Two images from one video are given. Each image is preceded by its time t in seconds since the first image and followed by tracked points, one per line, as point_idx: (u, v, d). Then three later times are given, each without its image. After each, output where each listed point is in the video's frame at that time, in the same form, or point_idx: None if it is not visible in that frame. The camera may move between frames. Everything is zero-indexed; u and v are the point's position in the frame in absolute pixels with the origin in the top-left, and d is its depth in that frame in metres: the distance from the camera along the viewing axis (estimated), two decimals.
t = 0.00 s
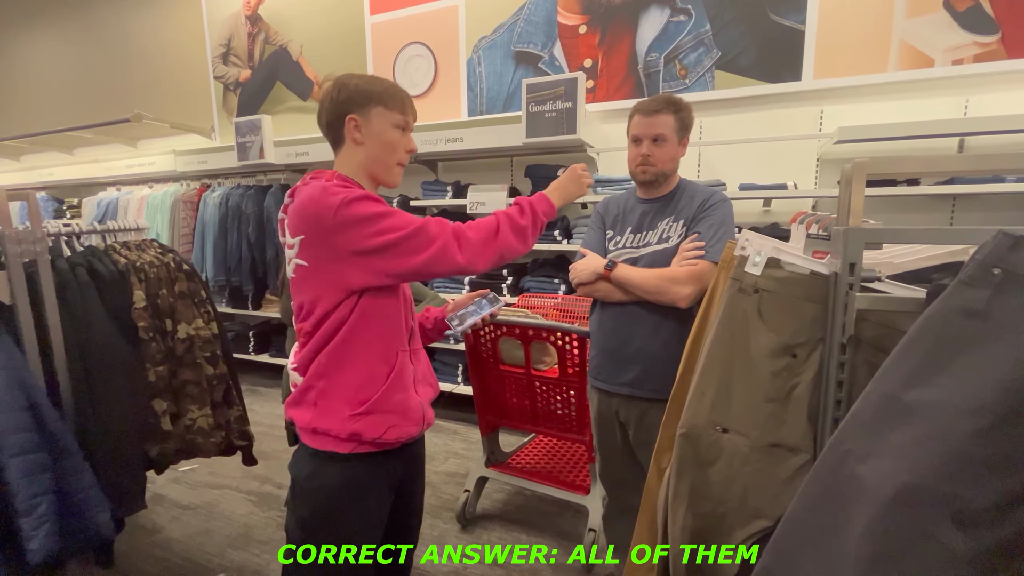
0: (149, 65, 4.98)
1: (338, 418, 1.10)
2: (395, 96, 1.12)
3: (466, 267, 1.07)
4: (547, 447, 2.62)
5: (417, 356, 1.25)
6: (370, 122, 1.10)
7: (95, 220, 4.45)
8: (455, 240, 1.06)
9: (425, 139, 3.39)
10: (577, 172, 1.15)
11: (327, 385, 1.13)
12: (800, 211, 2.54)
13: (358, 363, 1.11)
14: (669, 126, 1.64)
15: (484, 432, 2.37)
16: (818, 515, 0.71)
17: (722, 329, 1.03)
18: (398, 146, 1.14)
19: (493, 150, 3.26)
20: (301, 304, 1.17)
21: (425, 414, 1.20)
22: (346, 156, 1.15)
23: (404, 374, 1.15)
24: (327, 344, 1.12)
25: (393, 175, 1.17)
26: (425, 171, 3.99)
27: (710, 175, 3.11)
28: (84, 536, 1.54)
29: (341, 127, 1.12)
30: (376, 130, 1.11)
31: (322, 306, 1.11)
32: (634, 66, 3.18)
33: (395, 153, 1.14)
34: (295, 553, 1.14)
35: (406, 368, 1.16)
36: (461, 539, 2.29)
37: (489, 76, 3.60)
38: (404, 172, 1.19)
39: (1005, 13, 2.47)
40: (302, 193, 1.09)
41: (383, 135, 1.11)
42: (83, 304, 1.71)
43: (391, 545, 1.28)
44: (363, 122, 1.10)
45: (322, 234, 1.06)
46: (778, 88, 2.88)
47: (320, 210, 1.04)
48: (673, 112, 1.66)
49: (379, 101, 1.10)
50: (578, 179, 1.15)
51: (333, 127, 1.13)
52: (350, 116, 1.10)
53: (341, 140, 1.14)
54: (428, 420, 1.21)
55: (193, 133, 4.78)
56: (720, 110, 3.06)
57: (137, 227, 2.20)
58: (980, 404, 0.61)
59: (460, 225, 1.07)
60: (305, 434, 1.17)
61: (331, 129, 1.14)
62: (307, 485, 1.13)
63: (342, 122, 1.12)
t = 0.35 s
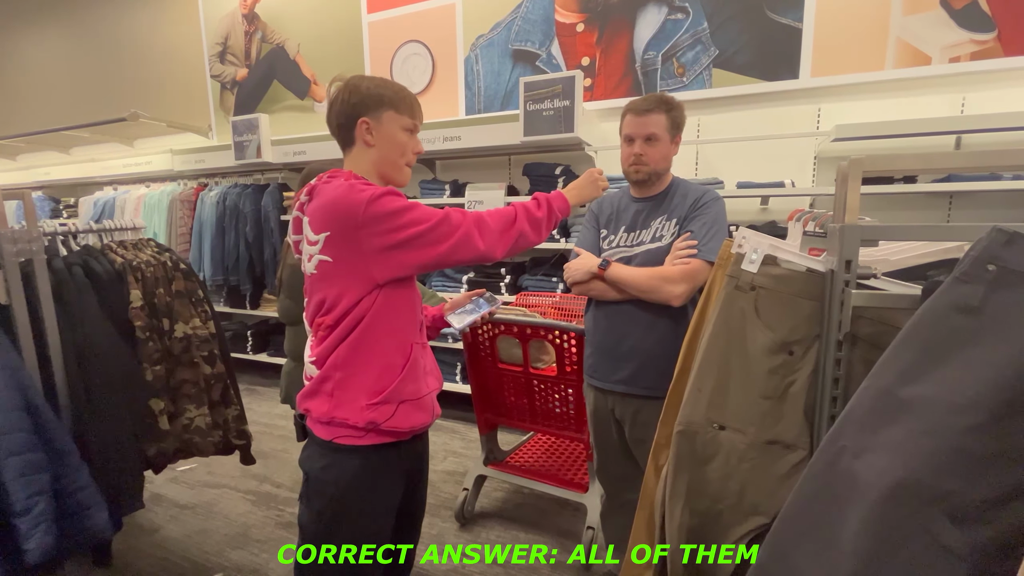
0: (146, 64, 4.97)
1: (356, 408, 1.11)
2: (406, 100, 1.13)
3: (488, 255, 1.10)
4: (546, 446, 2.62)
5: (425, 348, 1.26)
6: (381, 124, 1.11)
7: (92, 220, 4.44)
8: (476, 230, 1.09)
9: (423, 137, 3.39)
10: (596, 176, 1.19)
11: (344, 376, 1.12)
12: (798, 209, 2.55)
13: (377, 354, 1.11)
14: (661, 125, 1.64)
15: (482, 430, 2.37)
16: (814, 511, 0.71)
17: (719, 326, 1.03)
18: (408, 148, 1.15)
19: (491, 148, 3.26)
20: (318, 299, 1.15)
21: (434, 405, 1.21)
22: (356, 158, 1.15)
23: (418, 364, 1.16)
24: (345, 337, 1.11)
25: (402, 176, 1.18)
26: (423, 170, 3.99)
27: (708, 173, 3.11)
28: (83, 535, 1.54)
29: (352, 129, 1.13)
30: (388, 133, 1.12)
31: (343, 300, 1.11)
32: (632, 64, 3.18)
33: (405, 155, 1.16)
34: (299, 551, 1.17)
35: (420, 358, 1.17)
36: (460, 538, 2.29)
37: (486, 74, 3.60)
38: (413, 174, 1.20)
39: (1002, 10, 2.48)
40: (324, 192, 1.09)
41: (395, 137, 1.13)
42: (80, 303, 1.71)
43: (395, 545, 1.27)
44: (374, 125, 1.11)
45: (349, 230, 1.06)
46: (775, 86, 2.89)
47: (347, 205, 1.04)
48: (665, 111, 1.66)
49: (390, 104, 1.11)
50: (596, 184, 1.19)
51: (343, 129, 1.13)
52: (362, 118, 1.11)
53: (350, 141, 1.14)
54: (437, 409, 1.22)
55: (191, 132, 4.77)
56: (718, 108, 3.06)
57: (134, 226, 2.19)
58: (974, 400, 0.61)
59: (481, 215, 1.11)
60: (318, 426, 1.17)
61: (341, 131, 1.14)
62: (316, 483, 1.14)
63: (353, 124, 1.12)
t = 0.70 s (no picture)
0: (143, 65, 4.97)
1: (356, 407, 1.11)
2: (407, 102, 1.13)
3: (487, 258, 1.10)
4: (545, 446, 2.62)
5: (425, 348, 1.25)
6: (382, 126, 1.11)
7: (90, 221, 4.43)
8: (476, 231, 1.09)
9: (421, 138, 3.38)
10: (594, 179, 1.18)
11: (344, 376, 1.12)
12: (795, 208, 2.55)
13: (377, 353, 1.11)
14: (658, 123, 1.64)
15: (481, 430, 2.37)
16: (812, 510, 0.71)
17: (717, 326, 1.03)
18: (408, 150, 1.15)
19: (489, 148, 3.26)
20: (319, 298, 1.15)
21: (434, 404, 1.21)
22: (358, 159, 1.15)
23: (418, 364, 1.16)
24: (345, 336, 1.11)
25: (402, 178, 1.18)
26: (421, 171, 3.99)
27: (706, 172, 3.11)
28: (79, 538, 1.53)
29: (353, 131, 1.12)
30: (389, 135, 1.12)
31: (343, 299, 1.10)
32: (630, 64, 3.18)
33: (406, 156, 1.15)
34: (301, 550, 1.17)
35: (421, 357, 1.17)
36: (459, 538, 2.29)
37: (485, 74, 3.60)
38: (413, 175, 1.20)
39: (999, 9, 2.48)
40: (325, 192, 1.09)
41: (395, 139, 1.12)
42: (77, 305, 1.70)
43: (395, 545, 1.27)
44: (375, 127, 1.11)
45: (351, 230, 1.06)
46: (773, 85, 2.89)
47: (348, 205, 1.04)
48: (662, 110, 1.66)
49: (391, 106, 1.11)
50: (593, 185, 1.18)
51: (345, 131, 1.13)
52: (363, 120, 1.11)
53: (351, 142, 1.14)
54: (438, 409, 1.22)
55: (189, 132, 4.77)
56: (716, 108, 3.06)
57: (132, 228, 2.19)
58: (972, 399, 0.61)
59: (481, 216, 1.11)
60: (318, 424, 1.17)
61: (343, 133, 1.14)
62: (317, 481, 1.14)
63: (354, 126, 1.12)
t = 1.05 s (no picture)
0: (142, 67, 4.97)
1: (354, 410, 1.11)
2: (404, 106, 1.14)
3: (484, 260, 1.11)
4: (544, 447, 2.63)
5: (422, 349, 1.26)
6: (380, 130, 1.12)
7: (89, 224, 4.44)
8: (472, 235, 1.09)
9: (420, 140, 3.39)
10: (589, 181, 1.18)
11: (343, 378, 1.12)
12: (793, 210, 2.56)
13: (375, 356, 1.11)
14: (660, 123, 1.65)
15: (481, 432, 2.38)
16: (808, 511, 0.72)
17: (713, 328, 1.03)
18: (406, 153, 1.16)
19: (488, 150, 3.27)
20: (316, 301, 1.15)
21: (432, 405, 1.21)
22: (355, 163, 1.15)
23: (417, 365, 1.17)
24: (343, 339, 1.11)
25: (399, 182, 1.19)
26: (420, 173, 4.00)
27: (704, 174, 3.12)
28: (78, 541, 1.54)
29: (351, 135, 1.13)
30: (386, 138, 1.12)
31: (341, 302, 1.11)
32: (628, 66, 3.19)
33: (403, 160, 1.16)
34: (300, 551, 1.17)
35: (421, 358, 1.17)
36: (458, 540, 2.29)
37: (483, 76, 3.60)
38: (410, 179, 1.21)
39: (995, 11, 2.49)
40: (322, 196, 1.09)
41: (393, 142, 1.13)
42: (75, 308, 1.71)
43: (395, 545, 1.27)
44: (373, 130, 1.12)
45: (348, 234, 1.06)
46: (770, 87, 2.90)
47: (345, 208, 1.05)
48: (664, 109, 1.67)
49: (389, 110, 1.11)
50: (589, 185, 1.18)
51: (343, 135, 1.14)
52: (361, 123, 1.11)
53: (349, 146, 1.14)
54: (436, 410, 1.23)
55: (188, 135, 4.77)
56: (714, 109, 3.07)
57: (131, 231, 2.19)
58: (964, 399, 0.61)
59: (477, 220, 1.11)
60: (316, 427, 1.17)
61: (341, 136, 1.14)
62: (316, 483, 1.15)
63: (352, 130, 1.12)
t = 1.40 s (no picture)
0: (143, 70, 4.99)
1: (347, 433, 1.11)
2: (424, 130, 1.18)
3: (437, 328, 1.07)
4: (545, 449, 2.62)
5: (412, 359, 1.27)
6: (398, 142, 1.13)
7: (91, 227, 4.45)
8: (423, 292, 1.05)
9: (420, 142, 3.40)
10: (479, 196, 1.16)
11: (333, 402, 1.12)
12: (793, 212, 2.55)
13: (361, 381, 1.11)
14: (656, 125, 1.65)
15: (482, 434, 2.37)
16: (808, 514, 0.71)
17: (713, 331, 1.03)
18: (411, 172, 1.18)
19: (488, 153, 3.27)
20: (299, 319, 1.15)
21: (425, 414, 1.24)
22: (361, 163, 1.13)
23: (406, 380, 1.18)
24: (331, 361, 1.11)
25: (395, 195, 1.18)
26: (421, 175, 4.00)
27: (704, 176, 3.11)
28: (78, 543, 1.53)
29: (366, 135, 1.12)
30: (400, 151, 1.14)
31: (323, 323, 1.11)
32: (628, 68, 3.19)
33: (407, 176, 1.17)
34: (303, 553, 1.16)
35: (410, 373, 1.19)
36: (459, 543, 2.28)
37: (483, 79, 3.61)
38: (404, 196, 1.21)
39: (995, 12, 2.49)
40: (303, 210, 1.07)
41: (405, 157, 1.15)
42: (77, 311, 1.71)
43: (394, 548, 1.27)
44: (391, 139, 1.12)
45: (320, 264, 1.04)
46: (770, 89, 2.90)
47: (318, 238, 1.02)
48: (663, 111, 1.67)
49: (411, 128, 1.15)
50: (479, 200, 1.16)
51: (357, 132, 1.12)
52: (381, 128, 1.11)
53: (359, 145, 1.13)
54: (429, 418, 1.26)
55: (189, 138, 4.79)
56: (714, 111, 3.07)
57: (132, 233, 2.20)
58: (963, 401, 0.61)
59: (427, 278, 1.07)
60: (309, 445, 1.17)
61: (355, 132, 1.12)
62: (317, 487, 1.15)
63: (368, 131, 1.11)
